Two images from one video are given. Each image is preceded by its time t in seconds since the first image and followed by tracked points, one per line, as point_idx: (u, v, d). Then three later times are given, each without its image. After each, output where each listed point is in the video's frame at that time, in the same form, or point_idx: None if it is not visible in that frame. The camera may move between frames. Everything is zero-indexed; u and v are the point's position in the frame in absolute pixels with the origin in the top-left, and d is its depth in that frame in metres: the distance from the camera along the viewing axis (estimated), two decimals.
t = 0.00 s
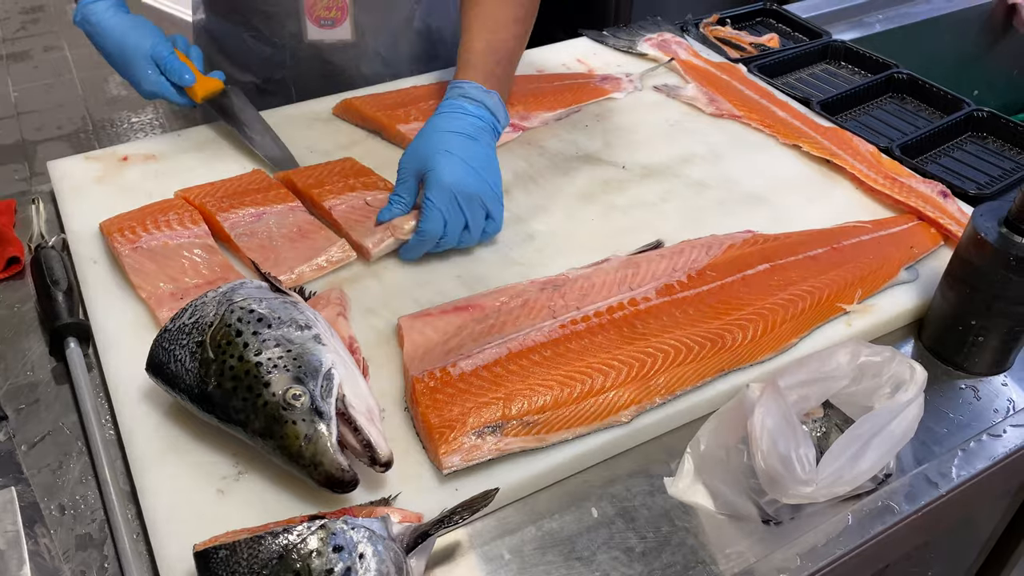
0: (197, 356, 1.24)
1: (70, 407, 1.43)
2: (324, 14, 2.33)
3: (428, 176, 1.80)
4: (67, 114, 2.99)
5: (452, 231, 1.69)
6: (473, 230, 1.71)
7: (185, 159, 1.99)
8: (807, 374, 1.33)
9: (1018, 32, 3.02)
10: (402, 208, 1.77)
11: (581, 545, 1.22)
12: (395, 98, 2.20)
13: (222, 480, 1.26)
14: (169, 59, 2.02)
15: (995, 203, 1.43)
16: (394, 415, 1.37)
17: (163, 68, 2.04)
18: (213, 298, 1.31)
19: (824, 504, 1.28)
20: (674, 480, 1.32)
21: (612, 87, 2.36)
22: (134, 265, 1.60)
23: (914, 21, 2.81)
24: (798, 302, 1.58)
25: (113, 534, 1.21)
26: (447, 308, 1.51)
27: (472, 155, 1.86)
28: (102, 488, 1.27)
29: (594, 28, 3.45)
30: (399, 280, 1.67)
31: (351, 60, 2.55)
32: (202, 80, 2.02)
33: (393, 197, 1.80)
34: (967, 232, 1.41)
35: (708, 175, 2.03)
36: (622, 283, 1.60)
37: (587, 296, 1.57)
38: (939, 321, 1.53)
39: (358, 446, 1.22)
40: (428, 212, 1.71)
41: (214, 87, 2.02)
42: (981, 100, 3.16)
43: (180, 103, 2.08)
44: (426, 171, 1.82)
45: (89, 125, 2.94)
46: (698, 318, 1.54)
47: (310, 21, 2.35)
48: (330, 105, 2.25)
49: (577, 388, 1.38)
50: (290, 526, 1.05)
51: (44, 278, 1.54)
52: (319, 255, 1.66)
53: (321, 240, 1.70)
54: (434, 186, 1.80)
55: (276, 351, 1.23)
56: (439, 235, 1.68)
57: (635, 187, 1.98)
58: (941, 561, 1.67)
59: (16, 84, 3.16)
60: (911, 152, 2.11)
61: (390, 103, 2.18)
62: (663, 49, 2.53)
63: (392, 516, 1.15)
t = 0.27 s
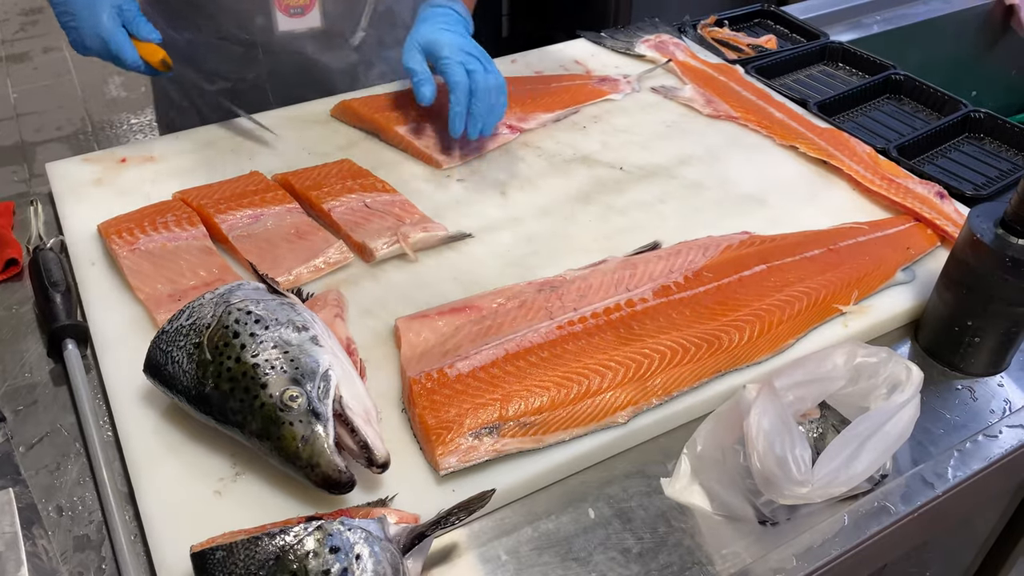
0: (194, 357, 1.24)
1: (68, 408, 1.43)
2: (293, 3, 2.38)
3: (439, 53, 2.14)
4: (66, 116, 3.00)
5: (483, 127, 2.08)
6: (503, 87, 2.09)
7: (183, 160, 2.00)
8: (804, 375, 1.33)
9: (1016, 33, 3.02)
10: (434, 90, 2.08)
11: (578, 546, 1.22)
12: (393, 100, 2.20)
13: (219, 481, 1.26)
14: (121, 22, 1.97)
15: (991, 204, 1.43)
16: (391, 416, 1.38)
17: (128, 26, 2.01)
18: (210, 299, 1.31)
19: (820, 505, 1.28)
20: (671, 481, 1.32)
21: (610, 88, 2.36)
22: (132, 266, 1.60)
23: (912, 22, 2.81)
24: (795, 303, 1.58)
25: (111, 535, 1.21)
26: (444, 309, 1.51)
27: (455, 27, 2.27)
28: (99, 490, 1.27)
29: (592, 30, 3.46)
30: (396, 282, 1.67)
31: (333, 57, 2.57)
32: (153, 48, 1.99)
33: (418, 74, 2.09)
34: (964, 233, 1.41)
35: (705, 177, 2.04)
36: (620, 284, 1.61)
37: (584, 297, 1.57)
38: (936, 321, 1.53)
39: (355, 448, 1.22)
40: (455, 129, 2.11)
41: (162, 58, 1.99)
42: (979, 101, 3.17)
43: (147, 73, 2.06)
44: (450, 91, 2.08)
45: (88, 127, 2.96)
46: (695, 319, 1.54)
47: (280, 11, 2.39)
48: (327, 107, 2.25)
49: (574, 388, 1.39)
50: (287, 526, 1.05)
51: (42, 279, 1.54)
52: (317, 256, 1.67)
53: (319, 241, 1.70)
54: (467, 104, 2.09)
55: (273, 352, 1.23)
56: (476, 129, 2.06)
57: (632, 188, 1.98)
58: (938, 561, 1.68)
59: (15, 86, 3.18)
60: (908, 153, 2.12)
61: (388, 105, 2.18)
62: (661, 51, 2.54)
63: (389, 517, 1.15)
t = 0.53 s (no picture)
0: (194, 358, 1.24)
1: (67, 409, 1.43)
2: None
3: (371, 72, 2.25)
4: (64, 118, 3.00)
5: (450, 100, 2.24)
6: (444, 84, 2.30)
7: (183, 161, 2.00)
8: (803, 376, 1.33)
9: (1015, 34, 3.02)
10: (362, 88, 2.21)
11: (578, 547, 1.22)
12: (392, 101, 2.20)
13: (219, 482, 1.26)
14: None
15: (991, 204, 1.43)
16: (391, 417, 1.38)
17: None
18: (210, 301, 1.31)
19: (820, 506, 1.28)
20: (670, 482, 1.32)
21: (609, 89, 2.36)
22: (132, 268, 1.60)
23: (911, 22, 2.81)
24: (794, 303, 1.58)
25: (110, 536, 1.21)
26: (444, 310, 1.51)
27: (395, 36, 2.43)
28: (99, 491, 1.27)
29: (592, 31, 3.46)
30: (395, 282, 1.67)
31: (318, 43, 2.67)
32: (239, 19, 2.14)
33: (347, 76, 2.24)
34: (963, 234, 1.41)
35: (704, 177, 2.04)
36: (619, 285, 1.61)
37: (583, 298, 1.57)
38: (935, 322, 1.53)
39: (355, 449, 1.22)
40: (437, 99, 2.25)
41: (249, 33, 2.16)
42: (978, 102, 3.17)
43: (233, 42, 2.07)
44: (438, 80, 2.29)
45: (88, 128, 2.98)
46: (695, 321, 1.54)
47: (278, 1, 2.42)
48: (326, 108, 2.25)
49: (574, 389, 1.39)
50: (286, 528, 1.05)
51: (41, 281, 1.54)
52: (316, 257, 1.67)
53: (318, 242, 1.70)
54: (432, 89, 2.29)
55: (273, 353, 1.23)
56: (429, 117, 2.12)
57: (632, 189, 1.98)
58: (938, 562, 1.68)
59: (15, 87, 3.19)
60: (907, 154, 2.12)
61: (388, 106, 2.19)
62: (660, 52, 2.55)
63: (388, 518, 1.15)
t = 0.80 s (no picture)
0: (195, 360, 1.24)
1: (69, 411, 1.43)
2: None
3: (359, 85, 2.17)
4: (65, 121, 2.99)
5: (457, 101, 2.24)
6: (434, 90, 2.32)
7: (184, 163, 2.00)
8: (804, 377, 1.33)
9: (1015, 35, 3.03)
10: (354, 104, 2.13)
11: (579, 548, 1.22)
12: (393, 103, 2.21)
13: (220, 484, 1.26)
14: None
15: (992, 206, 1.44)
16: (392, 418, 1.38)
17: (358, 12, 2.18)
18: (211, 302, 1.31)
19: (822, 507, 1.28)
20: (672, 484, 1.32)
21: (610, 90, 2.37)
22: (133, 269, 1.60)
23: (911, 24, 2.81)
24: (795, 305, 1.59)
25: (112, 538, 1.21)
26: (445, 311, 1.51)
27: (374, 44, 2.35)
28: (100, 493, 1.27)
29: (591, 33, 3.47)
30: (395, 283, 1.67)
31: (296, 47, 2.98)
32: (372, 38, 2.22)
33: (336, 92, 2.14)
34: (964, 235, 1.41)
35: (704, 179, 2.04)
36: (620, 287, 1.61)
37: (584, 299, 1.57)
38: (936, 323, 1.53)
39: (357, 450, 1.22)
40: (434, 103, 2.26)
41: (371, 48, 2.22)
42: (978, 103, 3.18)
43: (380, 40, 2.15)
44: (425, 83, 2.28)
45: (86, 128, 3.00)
46: (696, 322, 1.54)
47: None
48: (327, 110, 2.26)
49: (575, 391, 1.39)
50: (288, 529, 1.05)
51: (42, 282, 1.54)
52: (317, 258, 1.67)
53: (319, 244, 1.70)
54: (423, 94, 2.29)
55: (274, 355, 1.23)
56: (433, 125, 2.11)
57: (632, 190, 1.99)
58: (938, 563, 1.68)
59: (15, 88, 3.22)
60: (907, 155, 2.12)
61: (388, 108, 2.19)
62: (660, 53, 2.55)
63: (390, 520, 1.15)
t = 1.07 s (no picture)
0: (195, 361, 1.24)
1: (68, 412, 1.43)
2: None
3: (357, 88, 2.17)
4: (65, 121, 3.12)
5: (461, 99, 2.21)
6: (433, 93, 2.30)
7: (183, 163, 2.00)
8: (805, 378, 1.33)
9: (1015, 35, 3.03)
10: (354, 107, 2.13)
11: (579, 549, 1.22)
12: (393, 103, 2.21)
13: (220, 485, 1.26)
14: None
15: (992, 206, 1.44)
16: (392, 419, 1.37)
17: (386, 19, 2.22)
18: (211, 303, 1.31)
19: (823, 508, 1.28)
20: (672, 484, 1.32)
21: (610, 91, 2.37)
22: (133, 270, 1.60)
23: (912, 24, 2.81)
24: (795, 305, 1.58)
25: (111, 539, 1.21)
26: (445, 312, 1.51)
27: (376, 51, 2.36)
28: (100, 494, 1.27)
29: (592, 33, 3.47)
30: (396, 284, 1.67)
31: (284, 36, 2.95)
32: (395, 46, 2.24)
33: (334, 96, 2.14)
34: (964, 235, 1.41)
35: (704, 179, 2.04)
36: (620, 287, 1.61)
37: (585, 300, 1.57)
38: (936, 324, 1.53)
39: (357, 451, 1.22)
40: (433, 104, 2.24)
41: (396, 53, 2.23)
42: (979, 103, 3.17)
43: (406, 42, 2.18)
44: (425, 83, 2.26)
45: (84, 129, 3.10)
46: (696, 323, 1.54)
47: None
48: (327, 111, 2.26)
49: (576, 391, 1.39)
50: (288, 530, 1.05)
51: (42, 283, 1.54)
52: (318, 259, 1.67)
53: (319, 244, 1.70)
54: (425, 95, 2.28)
55: (275, 355, 1.23)
56: (430, 127, 2.10)
57: (632, 191, 1.99)
58: (939, 564, 1.68)
59: (14, 89, 3.30)
60: (908, 155, 2.12)
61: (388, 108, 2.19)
62: (660, 54, 2.55)
63: (390, 521, 1.15)
